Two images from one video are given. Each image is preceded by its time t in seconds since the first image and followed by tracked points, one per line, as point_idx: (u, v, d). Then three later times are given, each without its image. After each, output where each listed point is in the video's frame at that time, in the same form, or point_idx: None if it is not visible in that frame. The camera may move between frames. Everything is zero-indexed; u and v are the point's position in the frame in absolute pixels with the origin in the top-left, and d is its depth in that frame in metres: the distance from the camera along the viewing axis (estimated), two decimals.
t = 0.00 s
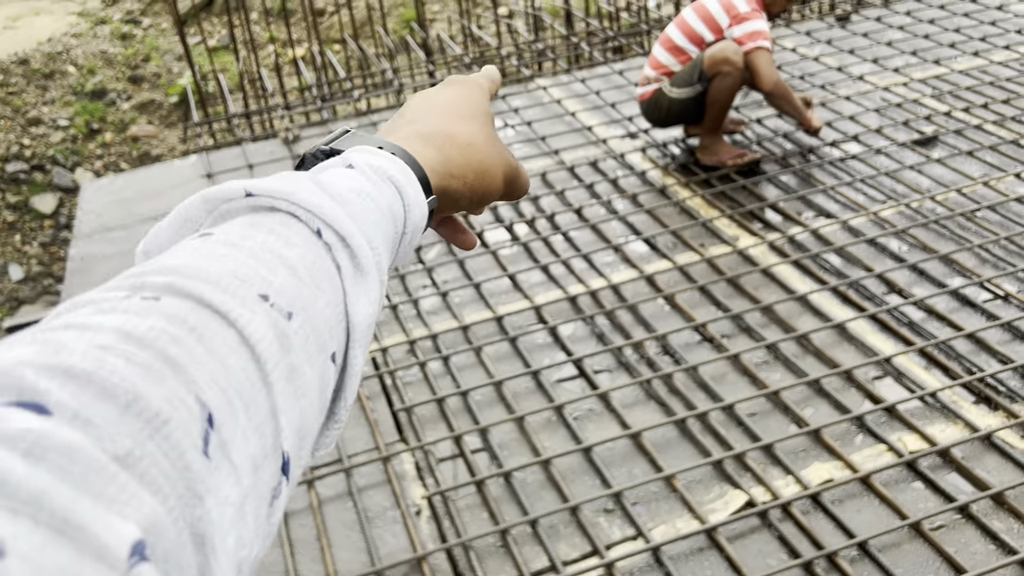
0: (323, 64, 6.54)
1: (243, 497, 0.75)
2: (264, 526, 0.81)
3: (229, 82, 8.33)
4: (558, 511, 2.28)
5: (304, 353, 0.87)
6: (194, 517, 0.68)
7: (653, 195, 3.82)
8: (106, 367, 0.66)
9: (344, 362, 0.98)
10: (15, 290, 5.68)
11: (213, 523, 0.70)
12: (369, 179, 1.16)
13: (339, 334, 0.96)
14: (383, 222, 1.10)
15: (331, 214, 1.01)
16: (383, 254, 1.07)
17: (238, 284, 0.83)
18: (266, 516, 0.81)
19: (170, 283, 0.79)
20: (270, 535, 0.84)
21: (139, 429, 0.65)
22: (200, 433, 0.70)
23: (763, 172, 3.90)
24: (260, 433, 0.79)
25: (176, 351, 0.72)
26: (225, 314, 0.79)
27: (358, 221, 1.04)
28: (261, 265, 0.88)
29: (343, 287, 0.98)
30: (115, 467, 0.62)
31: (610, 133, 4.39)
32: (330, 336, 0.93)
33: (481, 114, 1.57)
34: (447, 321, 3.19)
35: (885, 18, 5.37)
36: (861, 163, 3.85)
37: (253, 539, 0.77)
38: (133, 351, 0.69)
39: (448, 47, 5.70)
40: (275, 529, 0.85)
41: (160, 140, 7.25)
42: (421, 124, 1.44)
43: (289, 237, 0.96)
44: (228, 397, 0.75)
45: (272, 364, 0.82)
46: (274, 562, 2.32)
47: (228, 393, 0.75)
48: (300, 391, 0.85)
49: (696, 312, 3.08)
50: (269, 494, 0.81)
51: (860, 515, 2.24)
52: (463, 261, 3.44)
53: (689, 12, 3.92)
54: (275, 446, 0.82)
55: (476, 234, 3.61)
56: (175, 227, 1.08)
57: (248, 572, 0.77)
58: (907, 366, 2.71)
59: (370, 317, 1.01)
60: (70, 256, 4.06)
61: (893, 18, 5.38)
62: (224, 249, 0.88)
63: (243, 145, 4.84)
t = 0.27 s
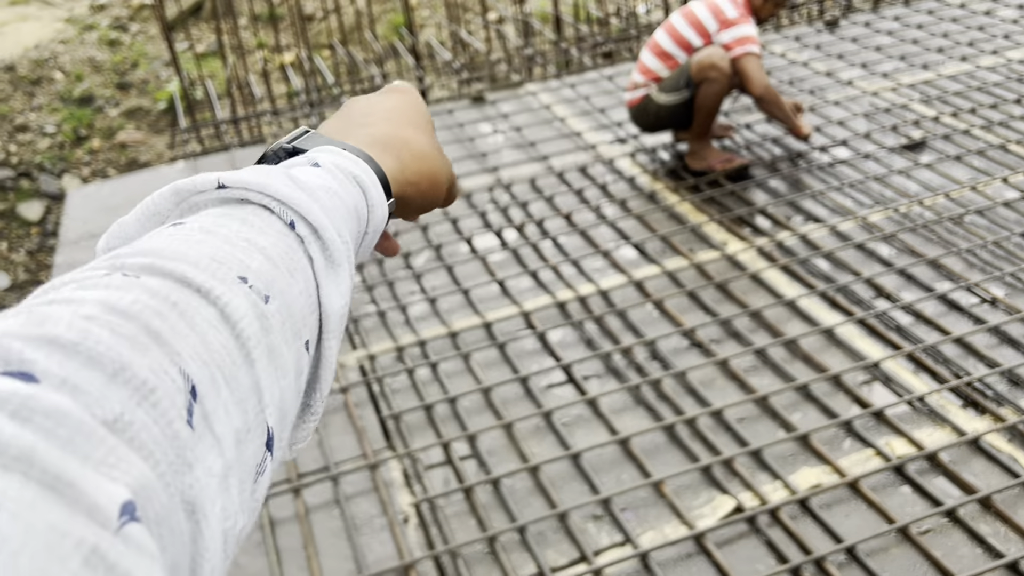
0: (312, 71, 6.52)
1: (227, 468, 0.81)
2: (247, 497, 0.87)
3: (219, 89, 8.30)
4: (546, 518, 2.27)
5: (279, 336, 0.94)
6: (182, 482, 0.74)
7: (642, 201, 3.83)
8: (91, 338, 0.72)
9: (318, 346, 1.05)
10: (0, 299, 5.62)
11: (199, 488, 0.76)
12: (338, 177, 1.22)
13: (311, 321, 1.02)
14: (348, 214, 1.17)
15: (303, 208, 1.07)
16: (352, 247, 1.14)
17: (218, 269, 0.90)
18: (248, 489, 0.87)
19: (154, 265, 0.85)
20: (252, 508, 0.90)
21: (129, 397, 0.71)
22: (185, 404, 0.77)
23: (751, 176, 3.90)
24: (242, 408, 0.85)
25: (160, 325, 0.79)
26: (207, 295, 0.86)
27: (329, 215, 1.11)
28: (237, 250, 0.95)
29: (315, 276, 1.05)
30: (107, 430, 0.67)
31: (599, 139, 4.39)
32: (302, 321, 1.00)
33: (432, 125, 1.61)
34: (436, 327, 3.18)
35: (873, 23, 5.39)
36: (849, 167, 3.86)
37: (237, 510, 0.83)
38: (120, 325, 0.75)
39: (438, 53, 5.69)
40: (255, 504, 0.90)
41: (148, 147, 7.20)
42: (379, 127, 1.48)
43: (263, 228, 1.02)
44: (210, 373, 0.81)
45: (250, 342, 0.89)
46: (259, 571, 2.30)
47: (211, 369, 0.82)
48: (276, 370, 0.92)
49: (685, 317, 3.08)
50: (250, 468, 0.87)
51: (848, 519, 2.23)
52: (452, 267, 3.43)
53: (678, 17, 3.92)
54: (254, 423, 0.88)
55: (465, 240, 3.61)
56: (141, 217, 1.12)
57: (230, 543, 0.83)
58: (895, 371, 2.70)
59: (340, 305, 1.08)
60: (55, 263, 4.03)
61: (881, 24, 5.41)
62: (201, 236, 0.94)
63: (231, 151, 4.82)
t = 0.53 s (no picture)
0: (301, 73, 6.51)
1: (135, 518, 0.85)
2: (160, 546, 0.90)
3: (207, 92, 8.27)
4: (536, 519, 2.27)
5: (192, 389, 0.97)
6: (94, 532, 0.79)
7: (630, 201, 3.83)
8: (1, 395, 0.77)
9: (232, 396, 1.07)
10: None
11: (110, 538, 0.81)
12: (256, 227, 1.22)
13: (224, 372, 1.05)
14: (266, 265, 1.18)
15: (217, 260, 1.08)
16: (268, 299, 1.15)
17: (129, 322, 0.93)
18: (160, 539, 0.91)
19: (65, 321, 0.89)
20: (167, 556, 0.94)
21: (34, 451, 0.76)
22: (92, 455, 0.81)
23: (739, 176, 3.91)
24: (152, 459, 0.89)
25: (68, 379, 0.83)
26: (117, 349, 0.90)
27: (244, 267, 1.12)
28: (150, 303, 0.97)
29: (230, 328, 1.06)
30: (8, 483, 0.73)
31: (588, 139, 4.40)
32: (215, 374, 1.02)
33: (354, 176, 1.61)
34: (425, 329, 3.18)
35: (859, 24, 5.42)
36: (836, 167, 3.88)
37: (148, 559, 0.87)
38: (26, 379, 0.80)
39: (426, 55, 5.69)
40: (172, 552, 0.94)
41: (136, 150, 7.17)
42: (296, 181, 1.48)
43: (176, 282, 1.03)
44: (119, 427, 0.85)
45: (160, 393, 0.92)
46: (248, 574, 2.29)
47: (120, 423, 0.86)
48: (189, 420, 0.96)
49: (673, 317, 3.08)
50: (162, 517, 0.91)
51: (837, 517, 2.23)
52: (441, 268, 3.43)
53: (665, 18, 3.93)
54: (167, 473, 0.91)
55: (454, 241, 3.60)
56: (57, 272, 1.13)
57: None
58: (883, 369, 2.71)
59: (255, 356, 1.10)
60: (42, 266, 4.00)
61: (867, 24, 5.44)
62: (112, 290, 0.97)
63: (219, 153, 4.80)
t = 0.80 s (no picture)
0: (286, 71, 6.46)
1: (147, 529, 0.78)
2: (174, 560, 0.83)
3: (191, 90, 8.19)
4: (528, 519, 2.25)
5: (210, 397, 0.90)
6: (109, 542, 0.72)
7: (619, 198, 3.82)
8: (11, 402, 0.70)
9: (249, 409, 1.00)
10: None
11: (123, 551, 0.74)
12: (270, 236, 1.16)
13: (242, 381, 0.98)
14: (283, 274, 1.11)
15: (233, 266, 1.02)
16: (286, 308, 1.09)
17: (145, 328, 0.87)
18: (174, 552, 0.83)
19: (77, 327, 0.82)
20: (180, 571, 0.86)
21: (49, 459, 0.69)
22: (107, 464, 0.74)
23: (727, 172, 3.91)
24: (168, 470, 0.82)
25: (83, 387, 0.76)
26: (135, 355, 0.83)
27: (260, 275, 1.06)
28: (165, 310, 0.91)
29: (248, 335, 1.00)
30: (21, 492, 0.66)
31: (576, 136, 4.38)
32: (233, 382, 0.96)
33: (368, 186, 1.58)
34: (414, 328, 3.15)
35: (845, 19, 5.43)
36: (824, 162, 3.88)
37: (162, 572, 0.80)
38: (40, 386, 0.73)
39: (412, 52, 5.66)
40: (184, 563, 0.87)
41: (120, 149, 7.09)
42: (312, 191, 1.44)
43: (192, 287, 0.97)
44: (135, 437, 0.79)
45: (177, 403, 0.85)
46: None
47: (136, 433, 0.79)
48: (206, 431, 0.89)
49: (663, 314, 3.07)
50: (177, 529, 0.83)
51: (829, 515, 2.23)
52: (429, 267, 3.41)
53: (653, 13, 3.92)
54: (183, 483, 0.84)
55: (442, 240, 3.58)
56: (67, 287, 1.06)
57: None
58: (873, 365, 2.71)
59: (274, 366, 1.03)
60: (25, 268, 3.95)
61: (853, 19, 5.45)
62: (128, 298, 0.90)
63: (204, 153, 4.76)
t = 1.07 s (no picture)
0: (269, 65, 6.40)
1: (140, 569, 0.88)
2: None
3: (174, 85, 8.10)
4: (517, 515, 2.23)
5: (185, 441, 1.00)
6: None
7: (605, 190, 3.80)
8: None
9: (236, 445, 1.10)
10: None
11: None
12: (236, 283, 1.26)
13: (222, 424, 1.08)
14: (252, 316, 1.21)
15: (197, 316, 1.13)
16: (259, 346, 1.19)
17: (117, 385, 0.97)
18: None
19: (51, 388, 0.93)
20: None
21: (33, 510, 0.80)
22: (90, 512, 0.85)
23: (714, 163, 3.89)
24: (151, 512, 0.92)
25: (58, 441, 0.87)
26: (109, 408, 0.94)
27: (227, 320, 1.16)
28: (137, 365, 1.02)
29: (219, 377, 1.10)
30: (8, 543, 0.77)
31: (562, 128, 4.36)
32: (210, 425, 1.06)
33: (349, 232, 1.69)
34: (400, 323, 3.13)
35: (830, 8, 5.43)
36: (810, 152, 3.87)
37: None
38: (23, 444, 0.85)
39: (396, 45, 5.61)
40: None
41: (102, 145, 7.00)
42: (295, 237, 1.56)
43: (162, 344, 1.08)
44: (114, 483, 0.89)
45: (154, 444, 0.96)
46: None
47: (115, 479, 0.90)
48: (186, 468, 1.00)
49: (651, 306, 3.06)
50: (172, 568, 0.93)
51: (819, 506, 2.22)
52: (415, 261, 3.38)
53: (639, 3, 3.89)
54: (169, 524, 0.95)
55: (429, 234, 3.55)
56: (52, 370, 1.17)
57: None
58: (861, 355, 2.71)
59: (251, 401, 1.13)
60: (6, 267, 3.89)
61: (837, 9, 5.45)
62: (100, 360, 1.02)
63: (187, 148, 4.70)
